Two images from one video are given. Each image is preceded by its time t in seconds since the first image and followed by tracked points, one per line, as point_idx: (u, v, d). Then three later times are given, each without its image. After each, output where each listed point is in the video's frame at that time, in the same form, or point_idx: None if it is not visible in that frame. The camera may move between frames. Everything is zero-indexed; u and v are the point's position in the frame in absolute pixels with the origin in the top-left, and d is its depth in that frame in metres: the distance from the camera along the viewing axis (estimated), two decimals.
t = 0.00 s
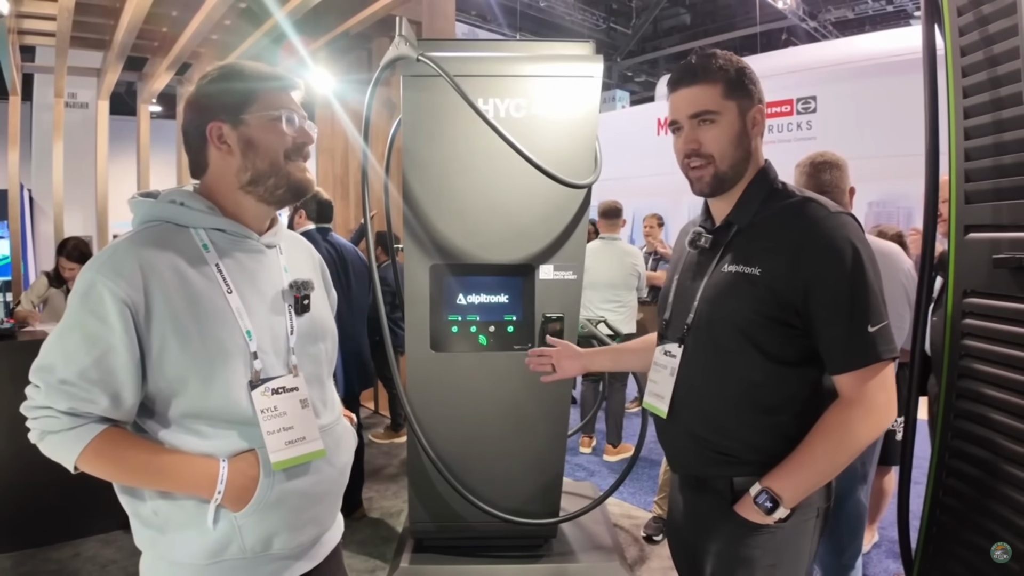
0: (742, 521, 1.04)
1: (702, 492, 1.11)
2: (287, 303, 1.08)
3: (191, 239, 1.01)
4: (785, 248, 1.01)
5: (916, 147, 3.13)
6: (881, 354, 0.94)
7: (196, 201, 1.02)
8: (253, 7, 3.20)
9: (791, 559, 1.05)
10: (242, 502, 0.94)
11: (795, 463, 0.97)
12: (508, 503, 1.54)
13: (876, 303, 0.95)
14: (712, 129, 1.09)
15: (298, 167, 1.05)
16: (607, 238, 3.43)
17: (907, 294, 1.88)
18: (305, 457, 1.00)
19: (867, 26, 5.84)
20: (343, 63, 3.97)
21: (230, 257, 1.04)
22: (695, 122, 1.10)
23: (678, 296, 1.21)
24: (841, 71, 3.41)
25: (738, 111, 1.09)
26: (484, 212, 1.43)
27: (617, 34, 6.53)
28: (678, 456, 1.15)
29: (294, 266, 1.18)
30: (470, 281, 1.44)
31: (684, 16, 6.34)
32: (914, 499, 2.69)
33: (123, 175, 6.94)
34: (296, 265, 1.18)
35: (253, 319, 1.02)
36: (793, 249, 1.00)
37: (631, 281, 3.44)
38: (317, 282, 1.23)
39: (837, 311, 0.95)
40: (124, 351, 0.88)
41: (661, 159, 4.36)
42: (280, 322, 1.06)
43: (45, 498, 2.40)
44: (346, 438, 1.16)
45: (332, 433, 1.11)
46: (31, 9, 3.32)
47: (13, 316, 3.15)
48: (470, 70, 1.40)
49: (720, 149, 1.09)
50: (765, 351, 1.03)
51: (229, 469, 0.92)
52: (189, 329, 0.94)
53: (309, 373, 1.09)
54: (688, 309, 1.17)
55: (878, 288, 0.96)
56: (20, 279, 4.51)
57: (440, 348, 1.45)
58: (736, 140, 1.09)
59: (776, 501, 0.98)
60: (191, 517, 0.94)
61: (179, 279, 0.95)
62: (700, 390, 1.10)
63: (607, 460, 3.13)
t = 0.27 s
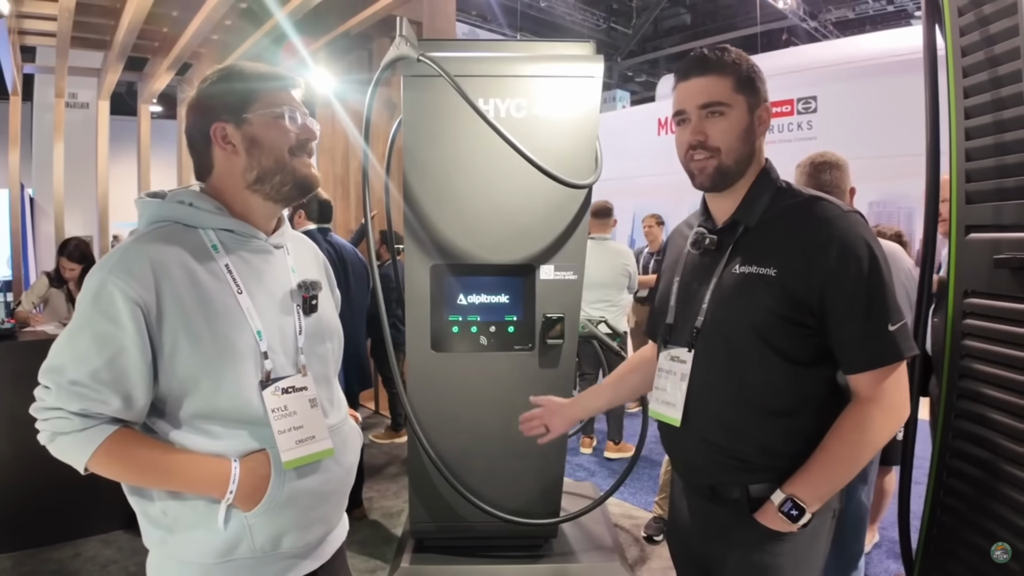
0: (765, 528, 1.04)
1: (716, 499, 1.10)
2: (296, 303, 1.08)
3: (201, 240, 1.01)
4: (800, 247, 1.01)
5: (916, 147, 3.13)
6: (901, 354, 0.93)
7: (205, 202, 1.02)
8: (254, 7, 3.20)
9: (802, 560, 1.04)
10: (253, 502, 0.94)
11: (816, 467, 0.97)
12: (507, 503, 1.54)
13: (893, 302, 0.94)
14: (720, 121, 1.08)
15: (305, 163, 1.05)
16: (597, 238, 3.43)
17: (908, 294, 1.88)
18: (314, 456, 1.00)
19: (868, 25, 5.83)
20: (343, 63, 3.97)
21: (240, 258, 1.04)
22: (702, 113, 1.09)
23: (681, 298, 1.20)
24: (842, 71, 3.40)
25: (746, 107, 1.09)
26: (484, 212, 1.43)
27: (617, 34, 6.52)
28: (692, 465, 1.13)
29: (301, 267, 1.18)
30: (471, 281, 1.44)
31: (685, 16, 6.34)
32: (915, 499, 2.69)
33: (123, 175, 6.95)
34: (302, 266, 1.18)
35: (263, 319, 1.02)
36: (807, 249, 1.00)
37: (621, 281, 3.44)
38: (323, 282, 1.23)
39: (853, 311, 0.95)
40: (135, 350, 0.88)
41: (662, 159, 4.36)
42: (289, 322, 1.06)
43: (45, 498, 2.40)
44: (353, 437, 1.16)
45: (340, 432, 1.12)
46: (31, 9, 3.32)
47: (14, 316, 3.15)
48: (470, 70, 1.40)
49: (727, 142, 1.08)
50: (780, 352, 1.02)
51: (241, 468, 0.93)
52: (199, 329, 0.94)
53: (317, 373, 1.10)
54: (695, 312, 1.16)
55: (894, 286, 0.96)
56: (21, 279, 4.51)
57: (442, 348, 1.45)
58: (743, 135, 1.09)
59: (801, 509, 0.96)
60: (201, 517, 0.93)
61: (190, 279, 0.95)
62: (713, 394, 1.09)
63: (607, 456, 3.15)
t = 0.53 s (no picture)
0: (768, 541, 1.03)
1: (719, 505, 1.09)
2: (300, 303, 1.08)
3: (206, 242, 1.01)
4: (811, 249, 1.01)
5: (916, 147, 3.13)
6: (909, 357, 0.94)
7: (210, 204, 1.03)
8: (255, 7, 3.20)
9: (803, 563, 1.04)
10: (260, 502, 0.95)
11: (820, 476, 0.97)
12: (507, 503, 1.54)
13: (903, 304, 0.95)
14: (727, 119, 1.08)
15: (309, 177, 1.05)
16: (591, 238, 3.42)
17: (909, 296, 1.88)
18: (320, 456, 1.00)
19: (868, 26, 5.83)
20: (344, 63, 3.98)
21: (244, 260, 1.04)
22: (708, 110, 1.09)
23: (683, 298, 1.20)
24: (843, 72, 3.40)
25: (752, 104, 1.08)
26: (485, 212, 1.43)
27: (618, 35, 6.53)
28: (694, 469, 1.13)
29: (304, 268, 1.18)
30: (472, 282, 1.45)
31: (685, 17, 6.33)
32: (915, 499, 2.70)
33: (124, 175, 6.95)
34: (306, 266, 1.19)
35: (269, 319, 1.03)
36: (819, 250, 1.00)
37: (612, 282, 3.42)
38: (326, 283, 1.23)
39: (864, 313, 0.95)
40: (142, 352, 0.88)
41: (662, 159, 4.36)
42: (294, 322, 1.06)
43: (46, 498, 2.40)
44: (358, 436, 1.16)
45: (345, 432, 1.12)
46: (32, 10, 3.32)
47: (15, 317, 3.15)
48: (472, 71, 1.40)
49: (733, 140, 1.08)
50: (790, 354, 1.03)
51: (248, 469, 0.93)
52: (205, 330, 0.94)
53: (322, 372, 1.10)
54: (700, 312, 1.16)
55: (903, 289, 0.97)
56: (22, 279, 4.52)
57: (444, 348, 1.45)
58: (749, 133, 1.08)
59: (809, 518, 0.97)
60: (208, 517, 0.94)
61: (197, 282, 0.96)
62: (719, 395, 1.09)
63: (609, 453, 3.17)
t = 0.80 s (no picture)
0: (782, 546, 1.04)
1: (727, 512, 1.09)
2: (305, 306, 1.09)
3: (212, 245, 1.01)
4: (820, 252, 1.02)
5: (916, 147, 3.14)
6: (918, 358, 0.94)
7: (216, 206, 1.03)
8: (257, 8, 3.21)
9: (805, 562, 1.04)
10: (266, 504, 0.95)
11: (832, 481, 0.98)
12: (508, 503, 1.54)
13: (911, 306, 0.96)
14: (737, 117, 1.07)
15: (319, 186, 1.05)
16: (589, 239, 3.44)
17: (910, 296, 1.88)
18: (325, 458, 1.01)
19: (869, 26, 5.83)
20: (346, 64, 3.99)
21: (250, 263, 1.05)
22: (718, 107, 1.08)
23: (686, 300, 1.19)
24: (844, 72, 3.41)
25: (761, 104, 1.08)
26: (485, 213, 1.43)
27: (619, 35, 6.53)
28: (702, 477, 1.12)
29: (309, 271, 1.19)
30: (474, 283, 1.45)
31: (686, 17, 6.33)
32: (915, 499, 2.70)
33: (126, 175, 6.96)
34: (311, 270, 1.19)
35: (275, 321, 1.03)
36: (829, 253, 1.01)
37: (609, 283, 3.42)
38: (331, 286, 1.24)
39: (874, 316, 0.96)
40: (147, 353, 0.89)
41: (663, 160, 4.36)
42: (300, 324, 1.07)
43: (49, 498, 2.41)
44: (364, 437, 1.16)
45: (351, 434, 1.13)
46: (34, 10, 3.33)
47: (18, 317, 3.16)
48: (473, 72, 1.40)
49: (742, 139, 1.07)
50: (800, 357, 1.03)
51: (253, 471, 0.93)
52: (210, 331, 0.95)
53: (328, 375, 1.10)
54: (705, 316, 1.15)
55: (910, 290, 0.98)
56: (24, 279, 4.53)
57: (446, 349, 1.46)
58: (758, 133, 1.08)
59: (825, 522, 0.97)
60: (214, 519, 0.94)
61: (202, 285, 0.96)
62: (726, 400, 1.09)
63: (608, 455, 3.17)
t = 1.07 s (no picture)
0: (792, 554, 1.04)
1: (736, 521, 1.09)
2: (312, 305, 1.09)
3: (220, 243, 1.02)
4: (828, 254, 1.02)
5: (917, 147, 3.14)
6: (927, 359, 0.94)
7: (222, 204, 1.03)
8: (258, 8, 3.21)
9: (807, 563, 1.04)
10: (273, 505, 0.95)
11: (843, 487, 0.98)
12: (509, 503, 1.54)
13: (919, 307, 0.96)
14: (748, 110, 1.07)
15: (323, 178, 1.05)
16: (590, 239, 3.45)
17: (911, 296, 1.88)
18: (332, 457, 1.01)
19: (870, 26, 5.83)
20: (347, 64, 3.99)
21: (257, 261, 1.05)
22: (731, 99, 1.08)
23: (687, 302, 1.18)
24: (845, 72, 3.41)
25: (771, 99, 1.09)
26: (486, 213, 1.43)
27: (620, 35, 6.53)
28: (707, 481, 1.11)
29: (316, 270, 1.19)
30: (475, 282, 1.45)
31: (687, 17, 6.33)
32: (916, 500, 2.70)
33: (126, 175, 6.97)
34: (317, 269, 1.19)
35: (283, 320, 1.03)
36: (837, 255, 1.01)
37: (609, 283, 3.43)
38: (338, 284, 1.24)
39: (883, 318, 0.96)
40: (155, 352, 0.89)
41: (664, 160, 4.36)
42: (307, 323, 1.07)
43: (51, 497, 2.41)
44: (370, 437, 1.17)
45: (358, 433, 1.13)
46: (36, 10, 3.33)
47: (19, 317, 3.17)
48: (473, 73, 1.40)
49: (752, 132, 1.07)
50: (809, 361, 1.03)
51: (261, 471, 0.93)
52: (219, 330, 0.95)
53: (335, 374, 1.11)
54: (709, 319, 1.14)
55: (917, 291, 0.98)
56: (25, 279, 4.53)
57: (448, 349, 1.46)
58: (767, 128, 1.08)
59: (836, 530, 0.97)
60: (220, 520, 0.94)
61: (212, 284, 0.96)
62: (734, 404, 1.08)
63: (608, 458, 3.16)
